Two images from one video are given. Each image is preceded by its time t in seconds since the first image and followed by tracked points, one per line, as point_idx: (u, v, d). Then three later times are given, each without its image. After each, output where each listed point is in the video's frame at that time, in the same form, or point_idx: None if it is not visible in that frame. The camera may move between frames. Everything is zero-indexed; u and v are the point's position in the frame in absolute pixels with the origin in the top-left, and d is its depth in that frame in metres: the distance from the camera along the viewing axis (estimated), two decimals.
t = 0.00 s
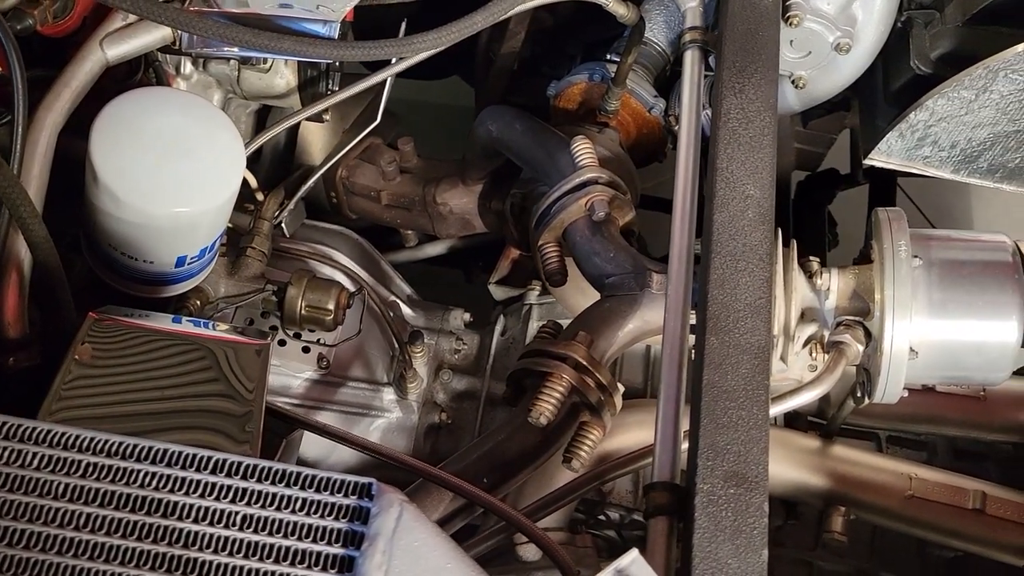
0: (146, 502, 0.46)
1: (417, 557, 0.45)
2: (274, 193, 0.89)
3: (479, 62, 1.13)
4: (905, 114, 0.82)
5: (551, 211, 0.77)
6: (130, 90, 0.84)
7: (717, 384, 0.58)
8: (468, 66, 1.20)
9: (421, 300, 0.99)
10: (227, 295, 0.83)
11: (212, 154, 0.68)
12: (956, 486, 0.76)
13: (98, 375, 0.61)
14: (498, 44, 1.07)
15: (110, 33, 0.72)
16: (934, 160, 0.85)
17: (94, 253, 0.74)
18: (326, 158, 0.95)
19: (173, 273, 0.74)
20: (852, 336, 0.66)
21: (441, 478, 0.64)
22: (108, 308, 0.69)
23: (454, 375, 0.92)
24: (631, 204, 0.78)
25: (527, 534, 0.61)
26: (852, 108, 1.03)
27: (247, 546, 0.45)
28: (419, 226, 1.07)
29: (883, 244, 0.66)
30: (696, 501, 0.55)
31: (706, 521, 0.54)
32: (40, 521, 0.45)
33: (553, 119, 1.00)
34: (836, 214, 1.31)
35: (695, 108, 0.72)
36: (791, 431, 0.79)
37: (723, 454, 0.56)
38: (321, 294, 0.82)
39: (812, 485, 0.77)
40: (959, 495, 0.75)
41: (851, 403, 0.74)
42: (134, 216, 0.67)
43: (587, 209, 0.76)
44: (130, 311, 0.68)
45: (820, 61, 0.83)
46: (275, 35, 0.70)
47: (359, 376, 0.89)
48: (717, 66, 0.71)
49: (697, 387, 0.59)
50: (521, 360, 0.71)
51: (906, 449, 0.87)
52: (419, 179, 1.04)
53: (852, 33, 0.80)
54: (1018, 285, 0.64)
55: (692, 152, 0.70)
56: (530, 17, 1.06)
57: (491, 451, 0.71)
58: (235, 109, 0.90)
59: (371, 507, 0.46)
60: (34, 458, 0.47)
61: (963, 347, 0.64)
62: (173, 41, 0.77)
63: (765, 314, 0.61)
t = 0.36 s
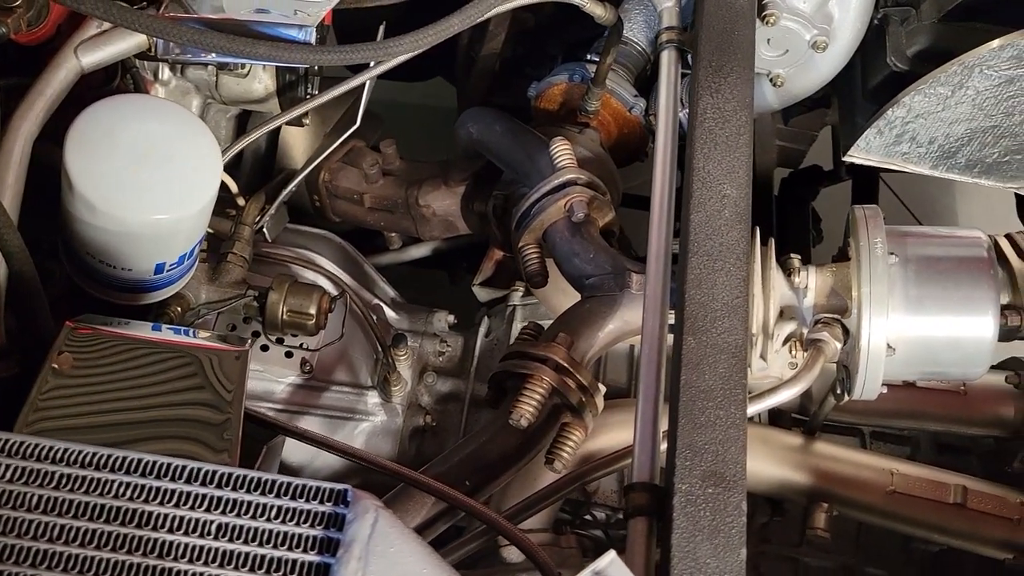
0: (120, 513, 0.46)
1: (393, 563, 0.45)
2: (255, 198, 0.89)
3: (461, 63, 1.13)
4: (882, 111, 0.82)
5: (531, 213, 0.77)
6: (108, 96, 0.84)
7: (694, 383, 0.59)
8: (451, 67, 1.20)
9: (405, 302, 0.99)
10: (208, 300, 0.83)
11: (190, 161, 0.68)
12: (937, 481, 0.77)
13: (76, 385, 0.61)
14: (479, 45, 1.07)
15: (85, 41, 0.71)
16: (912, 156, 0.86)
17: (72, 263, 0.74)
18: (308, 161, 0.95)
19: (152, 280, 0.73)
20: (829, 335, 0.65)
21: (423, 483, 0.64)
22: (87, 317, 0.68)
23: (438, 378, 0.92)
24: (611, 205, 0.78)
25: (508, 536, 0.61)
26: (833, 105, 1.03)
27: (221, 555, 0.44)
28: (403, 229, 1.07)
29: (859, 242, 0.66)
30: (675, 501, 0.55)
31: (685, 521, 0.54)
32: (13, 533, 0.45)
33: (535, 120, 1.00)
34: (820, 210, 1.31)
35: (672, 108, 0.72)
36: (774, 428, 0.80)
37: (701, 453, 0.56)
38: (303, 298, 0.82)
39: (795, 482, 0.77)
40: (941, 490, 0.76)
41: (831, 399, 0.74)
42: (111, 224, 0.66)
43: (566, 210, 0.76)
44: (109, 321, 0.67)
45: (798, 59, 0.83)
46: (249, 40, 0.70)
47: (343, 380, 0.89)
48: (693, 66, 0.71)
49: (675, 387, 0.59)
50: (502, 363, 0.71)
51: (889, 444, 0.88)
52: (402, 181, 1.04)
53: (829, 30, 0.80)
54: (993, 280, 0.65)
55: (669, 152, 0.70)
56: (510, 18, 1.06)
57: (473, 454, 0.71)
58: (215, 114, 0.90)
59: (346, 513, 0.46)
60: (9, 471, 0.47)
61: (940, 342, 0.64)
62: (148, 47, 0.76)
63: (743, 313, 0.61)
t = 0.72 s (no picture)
0: (90, 520, 0.45)
1: (365, 565, 0.45)
2: (233, 202, 0.89)
3: (441, 64, 1.13)
4: (858, 106, 0.82)
5: (509, 212, 0.77)
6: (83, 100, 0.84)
7: (670, 381, 0.59)
8: (431, 67, 1.20)
9: (387, 304, 0.99)
10: (186, 304, 0.83)
11: (163, 165, 0.68)
12: (916, 474, 0.77)
13: (50, 393, 0.60)
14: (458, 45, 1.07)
15: (56, 46, 0.71)
16: (889, 151, 0.86)
17: (48, 269, 0.73)
18: (286, 163, 0.95)
19: (128, 286, 0.73)
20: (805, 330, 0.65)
21: (402, 485, 0.64)
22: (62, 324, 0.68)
23: (420, 379, 0.92)
24: (589, 204, 0.78)
25: (487, 537, 0.61)
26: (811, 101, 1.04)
27: (194, 561, 0.44)
28: (384, 230, 1.07)
29: (834, 237, 0.66)
30: (651, 498, 0.55)
31: (661, 518, 0.54)
32: None
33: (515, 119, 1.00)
34: (802, 206, 1.32)
35: (647, 106, 0.72)
36: (755, 424, 0.80)
37: (677, 451, 0.57)
38: (282, 301, 0.82)
39: (774, 477, 0.78)
40: (919, 483, 0.76)
41: (810, 394, 0.74)
42: (84, 229, 0.66)
43: (544, 209, 0.76)
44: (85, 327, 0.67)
45: (774, 56, 0.84)
46: (221, 43, 0.70)
47: (324, 382, 0.88)
48: (667, 64, 0.71)
49: (651, 385, 0.59)
50: (481, 363, 0.71)
51: (870, 438, 0.88)
52: (382, 182, 1.04)
53: (803, 27, 0.81)
54: (966, 273, 0.65)
55: (644, 150, 0.71)
56: (489, 18, 1.06)
57: (452, 454, 0.71)
58: (192, 117, 0.90)
59: (319, 517, 0.46)
60: None
61: (914, 336, 0.65)
62: (121, 51, 0.76)
63: (718, 310, 0.61)
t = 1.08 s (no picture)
0: (63, 529, 0.45)
1: (340, 569, 0.44)
2: (212, 205, 0.88)
3: (421, 64, 1.13)
4: (835, 101, 0.83)
5: (487, 212, 0.77)
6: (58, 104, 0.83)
7: (646, 379, 0.59)
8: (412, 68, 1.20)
9: (370, 306, 0.99)
10: (165, 309, 0.82)
11: (135, 170, 0.67)
12: (897, 468, 0.77)
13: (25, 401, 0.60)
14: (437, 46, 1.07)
15: (29, 51, 0.71)
16: (867, 146, 0.86)
17: (23, 276, 0.73)
18: (265, 166, 0.95)
19: (106, 292, 0.72)
20: (782, 325, 0.65)
21: (382, 487, 0.64)
22: (37, 331, 0.68)
23: (404, 380, 0.92)
24: (567, 203, 0.78)
25: (467, 538, 0.61)
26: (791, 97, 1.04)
27: (167, 568, 0.44)
28: (366, 231, 1.07)
29: (809, 233, 0.67)
30: (629, 497, 0.55)
31: (639, 516, 0.55)
32: None
33: (495, 119, 1.00)
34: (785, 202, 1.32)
35: (622, 105, 0.72)
36: (736, 420, 0.80)
37: (654, 449, 0.57)
38: (262, 305, 0.81)
39: (756, 473, 0.78)
40: (900, 476, 0.76)
41: (790, 389, 0.74)
42: (59, 237, 0.66)
43: (522, 209, 0.76)
44: (61, 334, 0.66)
45: (751, 52, 0.84)
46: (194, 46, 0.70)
47: (306, 386, 0.88)
48: (643, 62, 0.71)
49: (628, 384, 0.59)
50: (461, 364, 0.71)
51: (853, 432, 0.88)
52: (363, 184, 1.04)
53: (779, 23, 0.81)
54: (941, 267, 0.65)
55: (621, 148, 0.71)
56: (467, 18, 1.06)
57: (433, 456, 0.70)
58: (169, 121, 0.90)
59: (293, 521, 0.46)
60: None
61: (890, 330, 0.65)
62: (95, 57, 0.76)
63: (694, 308, 0.61)
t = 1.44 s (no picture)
0: (42, 535, 0.45)
1: (322, 571, 0.44)
2: (196, 208, 0.88)
3: (406, 64, 1.13)
4: (817, 96, 0.83)
5: (471, 212, 0.77)
6: (39, 108, 0.83)
7: (630, 376, 0.59)
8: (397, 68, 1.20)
9: (357, 306, 0.99)
10: (150, 312, 0.82)
11: (117, 173, 0.67)
12: (882, 461, 0.77)
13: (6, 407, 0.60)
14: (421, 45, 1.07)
15: (7, 56, 0.71)
16: (850, 140, 0.87)
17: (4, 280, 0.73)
18: (249, 167, 0.94)
19: (88, 296, 0.72)
20: (765, 321, 0.65)
21: (367, 488, 0.64)
22: (19, 337, 0.67)
23: (391, 380, 0.92)
24: (551, 201, 0.78)
25: (452, 538, 0.61)
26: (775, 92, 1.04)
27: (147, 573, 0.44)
28: (353, 232, 1.07)
29: (791, 228, 0.67)
30: (612, 494, 0.55)
31: (623, 513, 0.55)
32: None
33: (479, 118, 1.00)
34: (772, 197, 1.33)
35: (604, 102, 0.72)
36: (723, 416, 0.80)
37: (637, 446, 0.57)
38: (246, 307, 0.81)
39: (743, 468, 0.78)
40: (885, 470, 0.77)
41: (775, 384, 0.75)
42: (40, 241, 0.65)
43: (506, 207, 0.76)
44: (43, 339, 0.66)
45: (733, 48, 0.84)
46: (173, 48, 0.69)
47: (293, 388, 0.88)
48: (624, 59, 0.71)
49: (611, 381, 0.59)
50: (446, 364, 0.71)
51: (840, 426, 0.89)
52: (349, 184, 1.04)
53: (760, 19, 0.81)
54: (922, 260, 0.66)
55: (603, 146, 0.70)
56: (451, 17, 1.05)
57: (418, 456, 0.70)
58: (152, 124, 0.90)
59: (274, 524, 0.45)
60: None
61: (873, 324, 0.65)
62: (74, 60, 0.75)
63: (677, 305, 0.61)
